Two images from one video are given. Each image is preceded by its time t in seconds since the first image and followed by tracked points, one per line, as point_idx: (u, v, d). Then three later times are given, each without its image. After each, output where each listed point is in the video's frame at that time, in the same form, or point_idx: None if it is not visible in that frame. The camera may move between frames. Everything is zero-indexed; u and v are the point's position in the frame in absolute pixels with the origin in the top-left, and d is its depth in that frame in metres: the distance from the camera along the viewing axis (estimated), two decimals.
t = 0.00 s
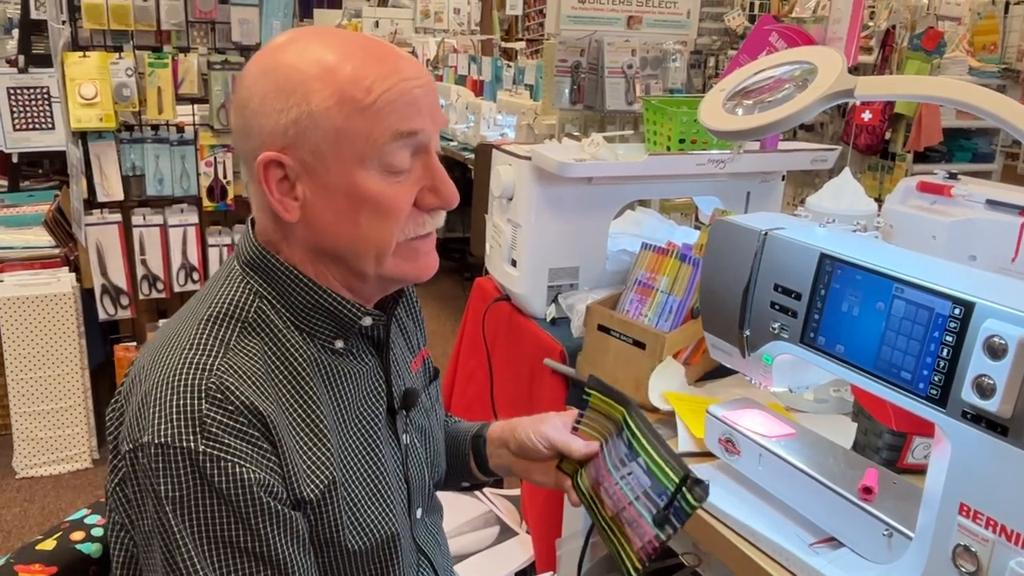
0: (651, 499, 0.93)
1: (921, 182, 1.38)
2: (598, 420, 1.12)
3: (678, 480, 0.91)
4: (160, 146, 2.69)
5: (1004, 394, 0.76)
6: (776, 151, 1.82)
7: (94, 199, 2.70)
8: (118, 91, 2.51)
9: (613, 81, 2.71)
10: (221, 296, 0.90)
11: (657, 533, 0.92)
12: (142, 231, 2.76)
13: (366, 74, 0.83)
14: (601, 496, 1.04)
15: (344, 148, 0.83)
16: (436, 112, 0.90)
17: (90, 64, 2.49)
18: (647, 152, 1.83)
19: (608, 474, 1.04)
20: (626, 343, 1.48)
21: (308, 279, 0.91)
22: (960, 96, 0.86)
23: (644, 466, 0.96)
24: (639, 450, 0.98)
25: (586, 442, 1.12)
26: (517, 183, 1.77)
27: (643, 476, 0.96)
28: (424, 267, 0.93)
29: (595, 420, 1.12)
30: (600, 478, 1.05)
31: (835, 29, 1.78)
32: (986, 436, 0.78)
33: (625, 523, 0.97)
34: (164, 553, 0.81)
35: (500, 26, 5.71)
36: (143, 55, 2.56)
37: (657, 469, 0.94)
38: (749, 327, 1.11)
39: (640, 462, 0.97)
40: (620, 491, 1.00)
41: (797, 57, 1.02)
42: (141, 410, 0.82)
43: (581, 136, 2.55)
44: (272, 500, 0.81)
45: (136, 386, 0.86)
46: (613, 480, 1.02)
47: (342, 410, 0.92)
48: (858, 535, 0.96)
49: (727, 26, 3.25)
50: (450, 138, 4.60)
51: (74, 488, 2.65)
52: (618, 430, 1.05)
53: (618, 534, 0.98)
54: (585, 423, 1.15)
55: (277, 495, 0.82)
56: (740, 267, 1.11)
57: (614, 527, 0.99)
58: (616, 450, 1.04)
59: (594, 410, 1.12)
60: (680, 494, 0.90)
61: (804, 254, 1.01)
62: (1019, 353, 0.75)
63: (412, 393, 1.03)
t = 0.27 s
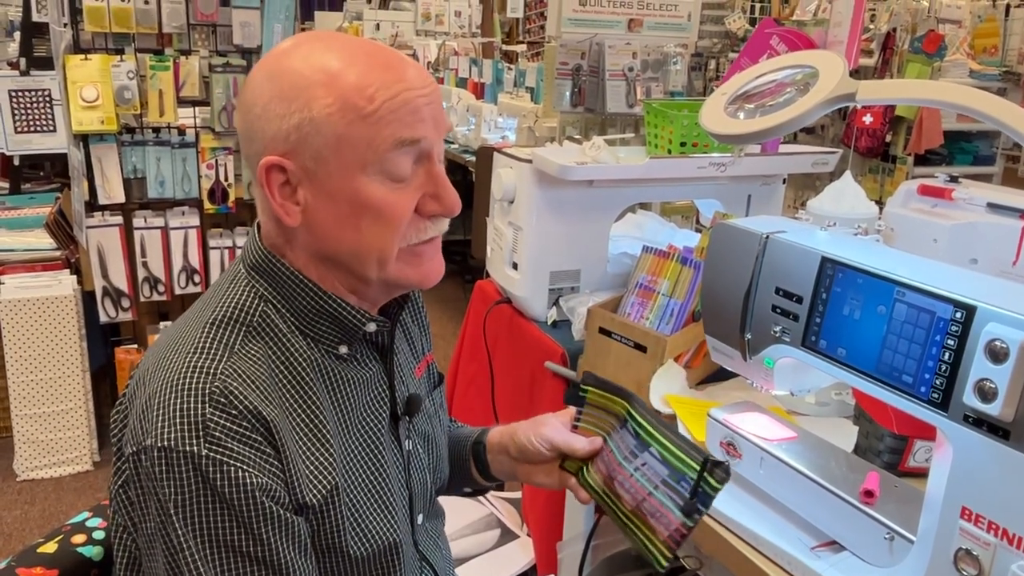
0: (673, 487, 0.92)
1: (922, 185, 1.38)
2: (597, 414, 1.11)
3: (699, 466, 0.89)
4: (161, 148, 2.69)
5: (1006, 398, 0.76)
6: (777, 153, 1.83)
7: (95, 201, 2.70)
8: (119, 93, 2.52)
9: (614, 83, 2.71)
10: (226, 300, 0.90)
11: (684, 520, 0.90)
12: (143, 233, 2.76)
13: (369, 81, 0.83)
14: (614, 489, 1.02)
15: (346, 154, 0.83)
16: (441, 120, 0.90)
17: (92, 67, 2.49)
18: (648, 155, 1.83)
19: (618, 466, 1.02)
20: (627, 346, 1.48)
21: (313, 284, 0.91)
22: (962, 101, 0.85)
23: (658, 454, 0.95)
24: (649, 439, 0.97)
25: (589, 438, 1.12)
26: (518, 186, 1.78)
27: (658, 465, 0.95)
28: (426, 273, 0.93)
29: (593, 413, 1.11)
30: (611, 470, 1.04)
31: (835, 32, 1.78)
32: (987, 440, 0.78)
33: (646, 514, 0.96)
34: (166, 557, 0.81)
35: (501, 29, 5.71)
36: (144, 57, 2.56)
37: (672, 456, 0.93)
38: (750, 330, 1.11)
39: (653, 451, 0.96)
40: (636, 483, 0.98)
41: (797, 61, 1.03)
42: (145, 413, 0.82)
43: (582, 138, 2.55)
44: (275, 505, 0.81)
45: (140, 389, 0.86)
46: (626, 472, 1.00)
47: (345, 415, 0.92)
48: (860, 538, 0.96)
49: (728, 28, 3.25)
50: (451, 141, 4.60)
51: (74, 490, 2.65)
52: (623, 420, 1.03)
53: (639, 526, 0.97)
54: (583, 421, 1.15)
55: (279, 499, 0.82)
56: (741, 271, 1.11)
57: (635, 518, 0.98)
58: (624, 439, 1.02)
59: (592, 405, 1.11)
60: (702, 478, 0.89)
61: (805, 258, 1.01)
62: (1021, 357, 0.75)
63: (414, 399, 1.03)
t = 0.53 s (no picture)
0: (679, 503, 0.91)
1: (921, 187, 1.38)
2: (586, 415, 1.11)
3: (701, 482, 0.87)
4: (160, 150, 2.69)
5: (1004, 401, 0.75)
6: (776, 155, 1.83)
7: (94, 203, 2.70)
8: (119, 95, 2.52)
9: (613, 85, 2.71)
10: (225, 303, 0.90)
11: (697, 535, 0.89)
12: (143, 235, 2.76)
13: (367, 83, 0.83)
14: (622, 500, 1.01)
15: (344, 157, 0.83)
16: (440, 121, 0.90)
17: (91, 68, 2.48)
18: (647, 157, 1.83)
19: (622, 479, 1.01)
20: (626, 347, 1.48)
21: (312, 287, 0.91)
22: (960, 104, 0.86)
23: (658, 468, 0.93)
24: (646, 452, 0.95)
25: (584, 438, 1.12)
26: (517, 188, 1.78)
27: (661, 478, 0.93)
28: (425, 277, 0.93)
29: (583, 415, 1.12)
30: (614, 480, 1.03)
31: (834, 34, 1.78)
32: (986, 443, 0.78)
33: (658, 529, 0.95)
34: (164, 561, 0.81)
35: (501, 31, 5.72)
36: (144, 60, 2.56)
37: (672, 471, 0.91)
38: (749, 332, 1.11)
39: (652, 466, 0.94)
40: (642, 498, 0.97)
41: (796, 64, 1.03)
42: (143, 416, 0.82)
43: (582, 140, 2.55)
44: (272, 509, 0.81)
45: (139, 392, 0.86)
46: (631, 486, 0.99)
47: (343, 419, 0.92)
48: (858, 541, 0.95)
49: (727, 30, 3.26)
50: (451, 142, 4.60)
51: (73, 492, 2.64)
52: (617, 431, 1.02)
53: (656, 540, 0.96)
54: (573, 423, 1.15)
55: (277, 503, 0.82)
56: (740, 273, 1.11)
57: (649, 532, 0.97)
58: (621, 452, 1.01)
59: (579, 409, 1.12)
60: (705, 493, 0.87)
61: (804, 261, 1.01)
62: (1019, 360, 0.74)
63: (412, 402, 1.03)
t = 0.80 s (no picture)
0: (685, 469, 0.90)
1: (919, 189, 1.39)
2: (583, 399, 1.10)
3: (704, 445, 0.87)
4: (159, 151, 2.69)
5: (1003, 402, 0.76)
6: (775, 157, 1.83)
7: (93, 204, 2.70)
8: (118, 97, 2.52)
9: (612, 87, 2.71)
10: (223, 305, 0.90)
11: (705, 499, 0.88)
12: (141, 236, 2.76)
13: (362, 80, 0.83)
14: (626, 478, 1.00)
15: (337, 154, 0.83)
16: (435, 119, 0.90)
17: (91, 70, 2.49)
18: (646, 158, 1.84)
19: (624, 456, 1.00)
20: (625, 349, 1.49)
21: (310, 288, 0.91)
22: (960, 106, 0.86)
23: (660, 438, 0.93)
24: (647, 425, 0.95)
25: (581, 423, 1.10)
26: (517, 189, 1.78)
27: (664, 448, 0.93)
28: (421, 278, 0.92)
29: (580, 400, 1.10)
30: (616, 458, 1.02)
31: (833, 36, 1.77)
32: (985, 445, 0.78)
33: (666, 500, 0.94)
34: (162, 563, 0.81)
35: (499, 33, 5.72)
36: (143, 61, 2.56)
37: (674, 438, 0.91)
38: (748, 334, 1.11)
39: (654, 436, 0.94)
40: (647, 471, 0.96)
41: (796, 66, 1.03)
42: (141, 419, 0.82)
43: (581, 142, 2.55)
44: (270, 511, 0.81)
45: (137, 394, 0.86)
46: (634, 462, 0.98)
47: (341, 421, 0.92)
48: (857, 543, 0.96)
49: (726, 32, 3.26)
50: (450, 144, 4.60)
51: (71, 494, 2.64)
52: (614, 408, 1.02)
53: (664, 512, 0.95)
54: (571, 406, 1.13)
55: (275, 506, 0.82)
56: (740, 275, 1.11)
57: (657, 505, 0.95)
58: (621, 428, 1.00)
59: (574, 391, 1.10)
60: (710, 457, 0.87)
61: (803, 263, 1.01)
62: (1019, 361, 0.75)
63: (411, 404, 1.03)
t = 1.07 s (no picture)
0: (685, 452, 0.91)
1: (918, 190, 1.39)
2: (583, 390, 1.09)
3: (704, 428, 0.88)
4: (158, 152, 2.69)
5: (1002, 401, 0.76)
6: (774, 158, 1.83)
7: (91, 204, 2.70)
8: (116, 97, 2.52)
9: (611, 88, 2.71)
10: (222, 304, 0.90)
11: (707, 481, 0.89)
12: (140, 236, 2.76)
13: (346, 72, 0.84)
14: (625, 465, 1.00)
15: (319, 144, 0.83)
16: (423, 109, 0.89)
17: (89, 70, 2.49)
18: (645, 159, 1.84)
19: (623, 442, 1.00)
20: (624, 348, 1.50)
21: (309, 288, 0.91)
22: (958, 105, 0.86)
23: (659, 423, 0.94)
24: (646, 410, 0.96)
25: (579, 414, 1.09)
26: (515, 190, 1.78)
27: (663, 432, 0.93)
28: (409, 274, 0.91)
29: (580, 390, 1.10)
30: (615, 445, 1.01)
31: (831, 36, 1.77)
32: (984, 444, 0.78)
33: (666, 484, 0.94)
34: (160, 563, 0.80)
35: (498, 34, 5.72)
36: (142, 62, 2.57)
37: (675, 423, 0.92)
38: (747, 333, 1.11)
39: (653, 421, 0.94)
40: (647, 455, 0.96)
41: (795, 65, 1.03)
42: (140, 418, 0.82)
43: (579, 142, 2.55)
44: (269, 511, 0.81)
45: (136, 393, 0.86)
46: (633, 447, 0.98)
47: (340, 421, 0.92)
48: (854, 539, 0.95)
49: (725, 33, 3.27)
50: (449, 145, 4.59)
51: (69, 494, 2.64)
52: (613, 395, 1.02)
53: (663, 496, 0.95)
54: (570, 398, 1.12)
55: (275, 506, 0.82)
56: (739, 275, 1.11)
57: (657, 489, 0.95)
58: (620, 414, 1.00)
59: (574, 381, 1.09)
60: (711, 441, 0.88)
61: (802, 263, 1.01)
62: (1018, 360, 0.75)
63: (410, 403, 1.03)
